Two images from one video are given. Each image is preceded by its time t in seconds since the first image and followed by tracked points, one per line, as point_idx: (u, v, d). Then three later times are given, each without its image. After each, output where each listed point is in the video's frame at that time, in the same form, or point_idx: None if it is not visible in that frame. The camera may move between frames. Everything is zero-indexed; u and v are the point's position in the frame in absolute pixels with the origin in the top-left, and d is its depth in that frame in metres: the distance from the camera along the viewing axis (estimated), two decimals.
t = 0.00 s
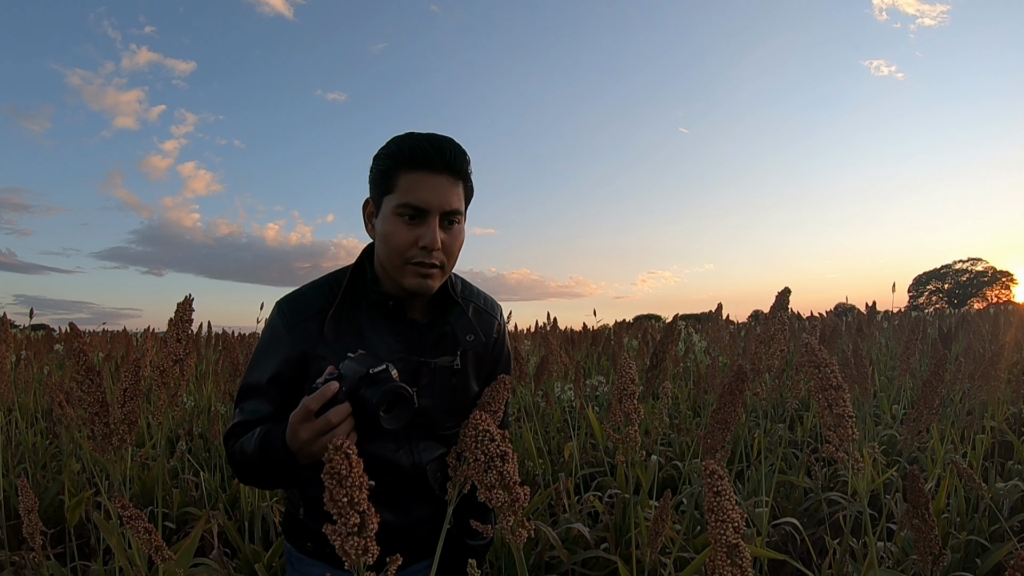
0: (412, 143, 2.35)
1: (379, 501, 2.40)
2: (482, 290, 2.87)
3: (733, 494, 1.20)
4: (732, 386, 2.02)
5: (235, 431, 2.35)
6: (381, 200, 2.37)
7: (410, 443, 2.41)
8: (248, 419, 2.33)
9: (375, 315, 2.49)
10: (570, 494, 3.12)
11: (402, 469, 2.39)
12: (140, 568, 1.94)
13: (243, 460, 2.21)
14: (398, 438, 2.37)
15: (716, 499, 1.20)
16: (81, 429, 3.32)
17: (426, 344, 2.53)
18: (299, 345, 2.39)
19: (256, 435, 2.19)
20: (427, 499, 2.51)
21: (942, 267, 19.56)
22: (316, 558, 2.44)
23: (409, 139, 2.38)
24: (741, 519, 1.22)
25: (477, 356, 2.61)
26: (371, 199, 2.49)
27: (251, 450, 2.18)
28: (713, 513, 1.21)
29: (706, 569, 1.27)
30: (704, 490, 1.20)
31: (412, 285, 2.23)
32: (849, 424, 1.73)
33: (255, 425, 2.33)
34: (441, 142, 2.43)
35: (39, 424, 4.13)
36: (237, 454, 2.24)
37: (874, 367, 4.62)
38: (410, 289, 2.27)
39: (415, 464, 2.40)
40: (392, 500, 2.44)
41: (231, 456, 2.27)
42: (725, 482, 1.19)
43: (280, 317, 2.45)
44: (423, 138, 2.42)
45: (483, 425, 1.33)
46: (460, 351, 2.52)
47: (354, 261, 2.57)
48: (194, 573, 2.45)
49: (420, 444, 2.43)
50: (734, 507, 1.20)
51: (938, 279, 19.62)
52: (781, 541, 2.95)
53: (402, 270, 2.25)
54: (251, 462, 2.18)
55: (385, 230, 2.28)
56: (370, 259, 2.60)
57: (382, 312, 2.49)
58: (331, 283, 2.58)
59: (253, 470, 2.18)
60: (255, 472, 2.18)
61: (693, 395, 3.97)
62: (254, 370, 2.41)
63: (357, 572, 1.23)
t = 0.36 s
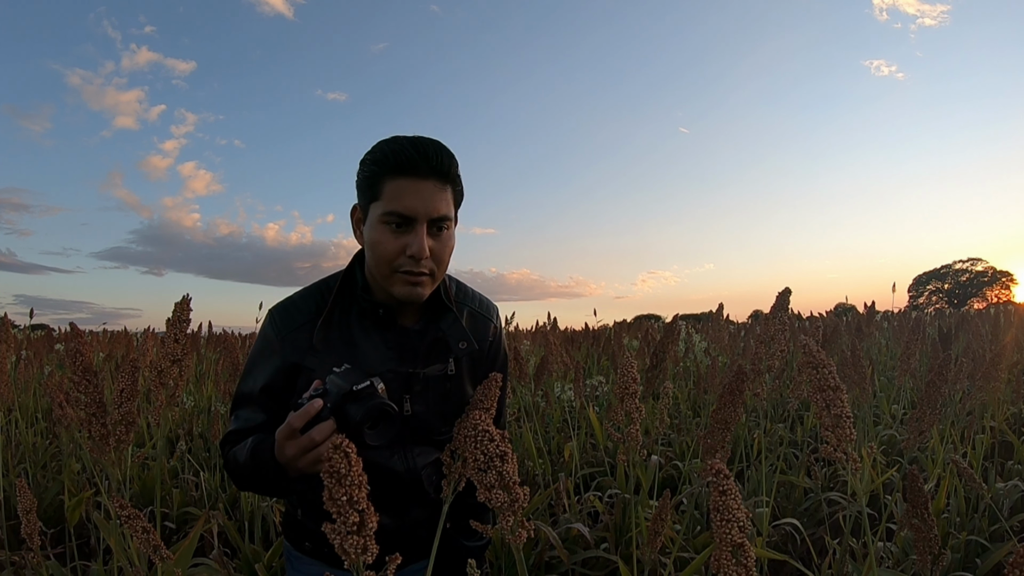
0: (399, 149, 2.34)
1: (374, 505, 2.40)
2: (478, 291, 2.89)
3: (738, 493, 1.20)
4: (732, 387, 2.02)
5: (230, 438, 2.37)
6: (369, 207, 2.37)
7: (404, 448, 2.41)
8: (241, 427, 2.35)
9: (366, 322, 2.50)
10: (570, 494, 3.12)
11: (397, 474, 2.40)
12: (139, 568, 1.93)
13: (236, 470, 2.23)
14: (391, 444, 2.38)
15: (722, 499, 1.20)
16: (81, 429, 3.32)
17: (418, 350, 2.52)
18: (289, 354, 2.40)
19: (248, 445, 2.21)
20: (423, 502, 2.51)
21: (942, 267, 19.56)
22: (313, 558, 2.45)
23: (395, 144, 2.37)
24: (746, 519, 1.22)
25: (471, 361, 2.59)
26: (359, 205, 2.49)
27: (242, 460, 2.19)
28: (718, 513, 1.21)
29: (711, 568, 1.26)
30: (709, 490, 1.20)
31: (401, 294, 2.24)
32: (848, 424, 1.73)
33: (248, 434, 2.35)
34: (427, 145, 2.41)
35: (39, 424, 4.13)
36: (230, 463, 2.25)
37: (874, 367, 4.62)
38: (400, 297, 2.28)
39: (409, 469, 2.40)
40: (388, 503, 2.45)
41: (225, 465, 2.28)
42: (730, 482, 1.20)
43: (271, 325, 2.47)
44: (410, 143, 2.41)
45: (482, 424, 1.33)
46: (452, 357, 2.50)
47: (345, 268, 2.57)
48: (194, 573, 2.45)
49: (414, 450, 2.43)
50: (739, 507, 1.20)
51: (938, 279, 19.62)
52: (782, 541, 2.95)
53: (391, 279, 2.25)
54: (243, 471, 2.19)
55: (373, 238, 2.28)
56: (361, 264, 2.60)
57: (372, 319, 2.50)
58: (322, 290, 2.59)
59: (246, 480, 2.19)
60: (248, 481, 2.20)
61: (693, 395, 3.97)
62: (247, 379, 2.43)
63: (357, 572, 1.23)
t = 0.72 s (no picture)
0: (407, 152, 2.34)
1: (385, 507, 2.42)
2: (493, 294, 2.87)
3: (737, 493, 1.20)
4: (732, 386, 2.03)
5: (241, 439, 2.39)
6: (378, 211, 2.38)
7: (416, 452, 2.44)
8: (253, 429, 2.37)
9: (376, 327, 2.48)
10: (570, 494, 3.12)
11: (407, 478, 2.42)
12: (140, 567, 1.93)
13: (246, 472, 2.25)
14: (402, 448, 2.42)
15: (720, 499, 1.20)
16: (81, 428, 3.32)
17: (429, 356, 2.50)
18: (300, 359, 2.42)
19: (257, 448, 2.22)
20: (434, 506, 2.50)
21: (942, 267, 19.56)
22: (325, 554, 2.45)
23: (403, 147, 2.37)
24: (745, 518, 1.22)
25: (484, 366, 2.56)
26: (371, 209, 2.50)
27: (252, 462, 2.21)
28: (717, 513, 1.20)
29: (709, 567, 1.26)
30: (708, 490, 1.20)
31: (411, 298, 2.24)
32: (856, 423, 1.73)
33: (260, 437, 2.37)
34: (435, 147, 2.41)
35: (39, 424, 4.13)
36: (241, 465, 2.28)
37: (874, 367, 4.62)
38: (410, 301, 2.27)
39: (420, 473, 2.42)
40: (399, 505, 2.46)
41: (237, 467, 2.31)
42: (729, 482, 1.20)
43: (284, 331, 2.50)
44: (417, 146, 2.41)
45: (484, 425, 1.33)
46: (463, 363, 2.48)
47: (356, 273, 2.57)
48: (193, 573, 2.45)
49: (426, 454, 2.45)
50: (738, 507, 1.20)
51: (938, 279, 19.61)
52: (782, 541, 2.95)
53: (401, 283, 2.25)
54: (252, 474, 2.21)
55: (382, 242, 2.29)
56: (373, 268, 2.60)
57: (382, 324, 2.49)
58: (334, 293, 2.59)
59: (256, 483, 2.20)
60: (257, 483, 2.22)
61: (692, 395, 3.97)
62: (260, 383, 2.47)
63: (360, 572, 1.23)
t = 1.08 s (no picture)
0: (426, 138, 2.41)
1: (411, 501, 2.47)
2: (524, 291, 2.86)
3: (730, 494, 1.20)
4: (732, 386, 2.02)
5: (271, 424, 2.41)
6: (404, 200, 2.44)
7: (441, 446, 2.46)
8: (282, 416, 2.39)
9: (404, 316, 2.49)
10: (570, 494, 3.12)
11: (433, 472, 2.43)
12: (140, 568, 1.93)
13: (272, 457, 2.26)
14: (428, 441, 2.43)
15: (714, 500, 1.19)
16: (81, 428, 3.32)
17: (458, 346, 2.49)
18: (330, 346, 2.46)
19: (283, 433, 2.24)
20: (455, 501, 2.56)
21: (942, 267, 19.57)
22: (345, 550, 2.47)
23: (424, 135, 2.45)
24: (739, 519, 1.22)
25: (512, 359, 2.55)
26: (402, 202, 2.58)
27: (277, 446, 2.21)
28: (711, 514, 1.20)
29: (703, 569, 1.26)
30: (702, 490, 1.19)
31: (427, 277, 2.22)
32: (856, 422, 1.73)
33: (289, 423, 2.39)
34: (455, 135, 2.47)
35: (39, 424, 4.13)
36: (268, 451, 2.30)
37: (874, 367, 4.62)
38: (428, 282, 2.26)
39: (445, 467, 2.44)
40: (422, 500, 2.48)
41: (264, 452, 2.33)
42: (722, 482, 1.19)
43: (315, 320, 2.53)
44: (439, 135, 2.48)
45: (483, 425, 1.33)
46: (490, 353, 2.46)
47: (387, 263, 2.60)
48: (194, 573, 2.45)
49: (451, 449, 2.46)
50: (732, 507, 1.21)
51: (938, 279, 19.61)
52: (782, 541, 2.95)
53: (417, 263, 2.26)
54: (277, 458, 2.21)
55: (403, 225, 2.33)
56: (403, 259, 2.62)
57: (411, 312, 2.49)
58: (364, 284, 2.62)
59: (281, 468, 2.21)
60: (282, 468, 2.22)
61: (693, 395, 3.98)
62: (291, 370, 2.50)
63: (358, 573, 1.23)
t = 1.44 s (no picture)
0: (466, 137, 2.42)
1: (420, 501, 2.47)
2: (546, 301, 2.86)
3: (739, 494, 1.20)
4: (732, 387, 2.02)
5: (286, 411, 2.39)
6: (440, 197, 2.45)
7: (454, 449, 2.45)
8: (297, 405, 2.37)
9: (428, 315, 2.50)
10: (570, 494, 3.12)
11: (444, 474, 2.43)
12: (140, 568, 1.93)
13: (284, 445, 2.25)
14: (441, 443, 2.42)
15: (722, 499, 1.20)
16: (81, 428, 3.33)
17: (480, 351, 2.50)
18: (350, 339, 2.45)
19: (295, 421, 2.23)
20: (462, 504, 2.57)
21: (942, 267, 19.58)
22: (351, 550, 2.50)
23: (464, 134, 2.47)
24: (746, 518, 1.22)
25: (532, 368, 2.55)
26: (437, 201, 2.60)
27: (292, 436, 2.20)
28: (719, 513, 1.21)
29: (712, 568, 1.26)
30: (709, 490, 1.20)
31: (457, 274, 2.22)
32: (850, 424, 1.73)
33: (302, 411, 2.37)
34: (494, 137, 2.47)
35: (39, 424, 4.13)
36: (280, 438, 2.29)
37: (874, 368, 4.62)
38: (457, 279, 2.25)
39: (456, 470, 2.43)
40: (430, 500, 2.47)
41: (277, 440, 2.32)
42: (730, 482, 1.20)
43: (336, 310, 2.52)
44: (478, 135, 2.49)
45: (484, 425, 1.33)
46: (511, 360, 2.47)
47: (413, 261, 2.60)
48: (193, 573, 2.45)
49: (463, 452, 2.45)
50: (740, 507, 1.20)
51: (938, 279, 19.61)
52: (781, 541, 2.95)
53: (448, 260, 2.25)
54: (289, 446, 2.20)
55: (437, 221, 2.34)
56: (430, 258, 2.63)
57: (435, 312, 2.49)
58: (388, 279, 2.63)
59: (293, 456, 2.19)
60: (292, 456, 2.21)
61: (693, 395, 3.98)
62: (308, 360, 2.50)
63: (355, 571, 1.23)
